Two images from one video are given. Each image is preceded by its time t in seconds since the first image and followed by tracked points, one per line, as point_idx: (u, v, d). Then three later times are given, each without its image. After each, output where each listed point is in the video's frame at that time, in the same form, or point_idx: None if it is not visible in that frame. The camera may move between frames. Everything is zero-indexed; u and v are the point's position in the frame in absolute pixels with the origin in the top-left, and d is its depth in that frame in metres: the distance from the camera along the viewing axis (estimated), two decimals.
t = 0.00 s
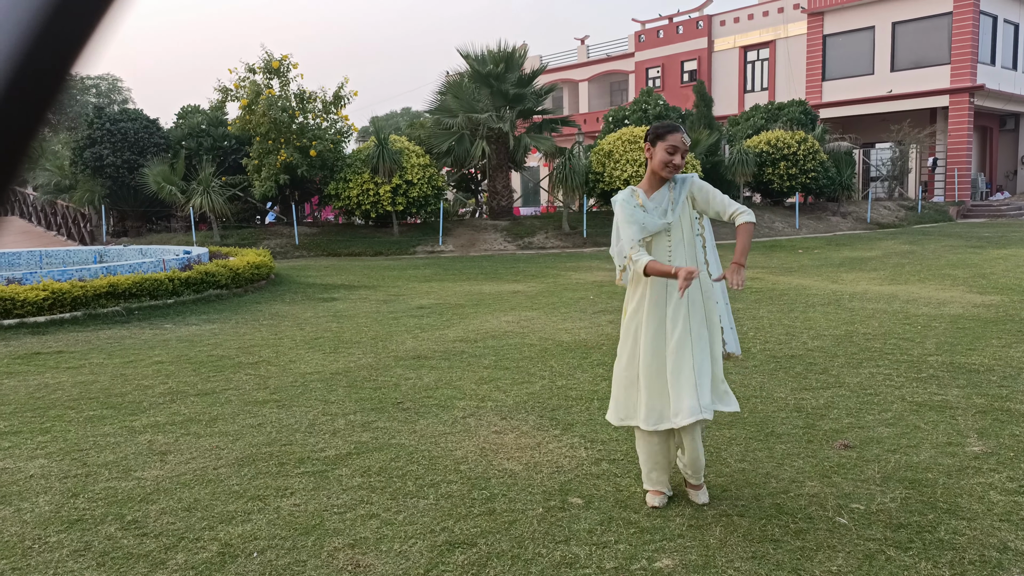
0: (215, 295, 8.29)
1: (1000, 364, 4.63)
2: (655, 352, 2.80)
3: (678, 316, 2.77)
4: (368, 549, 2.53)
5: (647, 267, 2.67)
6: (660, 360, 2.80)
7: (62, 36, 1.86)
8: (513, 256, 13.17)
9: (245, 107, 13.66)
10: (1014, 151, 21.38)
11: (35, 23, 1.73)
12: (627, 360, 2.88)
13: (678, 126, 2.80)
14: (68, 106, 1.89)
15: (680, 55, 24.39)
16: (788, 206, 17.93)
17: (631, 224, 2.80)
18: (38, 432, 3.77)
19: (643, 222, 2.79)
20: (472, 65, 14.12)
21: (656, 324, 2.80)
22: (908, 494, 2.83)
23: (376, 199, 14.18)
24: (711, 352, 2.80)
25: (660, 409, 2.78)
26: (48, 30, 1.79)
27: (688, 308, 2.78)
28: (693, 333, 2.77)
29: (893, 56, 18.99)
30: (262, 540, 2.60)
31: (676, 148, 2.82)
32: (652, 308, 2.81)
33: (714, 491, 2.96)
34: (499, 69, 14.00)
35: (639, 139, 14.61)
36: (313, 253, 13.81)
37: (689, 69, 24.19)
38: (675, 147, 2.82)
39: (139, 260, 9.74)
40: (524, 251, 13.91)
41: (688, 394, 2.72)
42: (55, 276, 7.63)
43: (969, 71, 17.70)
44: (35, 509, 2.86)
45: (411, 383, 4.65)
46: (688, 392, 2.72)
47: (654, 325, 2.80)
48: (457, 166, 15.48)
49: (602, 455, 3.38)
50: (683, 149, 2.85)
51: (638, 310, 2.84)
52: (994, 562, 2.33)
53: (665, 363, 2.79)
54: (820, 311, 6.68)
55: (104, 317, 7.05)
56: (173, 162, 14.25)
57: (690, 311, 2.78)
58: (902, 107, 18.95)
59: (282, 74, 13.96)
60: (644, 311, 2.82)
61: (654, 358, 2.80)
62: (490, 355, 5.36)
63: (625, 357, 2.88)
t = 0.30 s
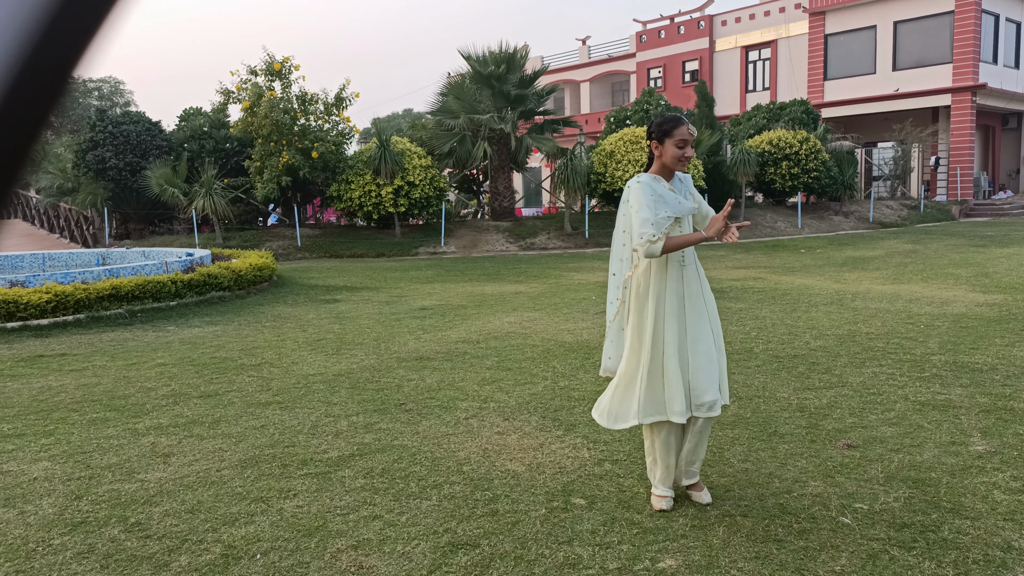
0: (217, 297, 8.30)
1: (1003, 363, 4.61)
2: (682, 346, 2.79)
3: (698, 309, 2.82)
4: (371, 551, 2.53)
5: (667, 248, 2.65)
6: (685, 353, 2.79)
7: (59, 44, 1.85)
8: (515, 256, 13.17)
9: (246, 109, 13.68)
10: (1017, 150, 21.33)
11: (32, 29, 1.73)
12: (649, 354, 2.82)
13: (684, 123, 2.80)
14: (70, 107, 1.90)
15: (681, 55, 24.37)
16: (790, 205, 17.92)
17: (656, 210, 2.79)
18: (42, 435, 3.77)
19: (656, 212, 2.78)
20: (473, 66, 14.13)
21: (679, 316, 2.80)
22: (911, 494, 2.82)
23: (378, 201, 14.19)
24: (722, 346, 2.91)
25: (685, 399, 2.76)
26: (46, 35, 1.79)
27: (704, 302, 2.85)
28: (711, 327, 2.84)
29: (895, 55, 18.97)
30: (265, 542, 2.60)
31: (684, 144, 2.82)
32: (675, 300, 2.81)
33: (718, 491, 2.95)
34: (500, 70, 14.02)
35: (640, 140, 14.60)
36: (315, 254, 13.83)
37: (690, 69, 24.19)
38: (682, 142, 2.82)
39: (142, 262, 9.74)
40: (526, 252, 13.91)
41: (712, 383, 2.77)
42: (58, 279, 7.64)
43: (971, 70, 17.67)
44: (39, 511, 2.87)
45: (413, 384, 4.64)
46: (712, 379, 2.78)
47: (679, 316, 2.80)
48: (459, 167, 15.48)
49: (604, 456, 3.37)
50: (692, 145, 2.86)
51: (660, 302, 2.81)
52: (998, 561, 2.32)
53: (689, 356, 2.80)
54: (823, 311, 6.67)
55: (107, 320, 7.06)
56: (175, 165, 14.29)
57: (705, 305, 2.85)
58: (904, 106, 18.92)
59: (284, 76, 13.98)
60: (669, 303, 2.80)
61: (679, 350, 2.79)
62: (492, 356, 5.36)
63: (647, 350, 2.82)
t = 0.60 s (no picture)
0: (223, 307, 8.33)
1: (1010, 364, 4.60)
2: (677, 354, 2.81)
3: (695, 317, 2.83)
4: (377, 559, 2.53)
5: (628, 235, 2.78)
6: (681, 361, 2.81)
7: (64, 44, 1.90)
8: (519, 263, 13.18)
9: (250, 119, 13.75)
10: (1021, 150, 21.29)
11: (36, 29, 1.77)
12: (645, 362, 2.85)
13: (676, 133, 2.79)
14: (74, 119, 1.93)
15: (683, 60, 24.41)
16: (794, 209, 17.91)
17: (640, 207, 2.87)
18: (48, 446, 3.78)
19: (637, 211, 2.84)
20: (475, 74, 14.18)
21: (675, 325, 2.82)
22: (919, 497, 2.81)
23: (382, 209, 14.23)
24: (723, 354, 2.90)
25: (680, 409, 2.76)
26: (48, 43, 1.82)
27: (703, 311, 2.85)
28: (709, 335, 2.84)
29: (897, 58, 18.96)
30: (272, 551, 2.60)
31: (679, 155, 2.82)
32: (671, 309, 2.83)
33: (724, 496, 2.94)
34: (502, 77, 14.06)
35: (642, 145, 14.62)
36: (320, 263, 13.85)
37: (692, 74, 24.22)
38: (678, 151, 2.81)
39: (147, 273, 9.76)
40: (530, 259, 13.92)
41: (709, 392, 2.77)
42: (64, 290, 7.68)
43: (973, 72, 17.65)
44: (46, 523, 2.87)
45: (419, 392, 4.64)
46: (710, 388, 2.77)
47: (675, 325, 2.82)
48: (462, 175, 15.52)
49: (610, 461, 3.37)
50: (691, 156, 2.83)
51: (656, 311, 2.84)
52: (1007, 565, 2.31)
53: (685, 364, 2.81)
54: (828, 314, 6.65)
55: (113, 331, 7.08)
56: (179, 175, 14.36)
57: (704, 314, 2.85)
58: (907, 109, 18.90)
59: (287, 86, 14.05)
60: (664, 312, 2.82)
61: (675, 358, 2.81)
62: (497, 363, 5.36)
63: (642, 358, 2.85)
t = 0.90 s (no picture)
0: (223, 307, 8.33)
1: (1010, 364, 4.60)
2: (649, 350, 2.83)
3: (672, 316, 2.79)
4: (377, 559, 2.53)
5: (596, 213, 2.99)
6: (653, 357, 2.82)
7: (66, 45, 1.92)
8: (518, 263, 13.18)
9: (249, 119, 13.74)
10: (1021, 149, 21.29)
11: (32, 28, 1.78)
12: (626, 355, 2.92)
13: (673, 131, 2.82)
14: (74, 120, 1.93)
15: (682, 60, 24.41)
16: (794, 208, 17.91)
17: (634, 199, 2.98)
18: (48, 446, 3.78)
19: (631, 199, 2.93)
20: (475, 74, 14.18)
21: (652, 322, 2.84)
22: (919, 496, 2.81)
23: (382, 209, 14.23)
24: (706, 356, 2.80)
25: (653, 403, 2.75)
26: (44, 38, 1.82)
27: (681, 309, 2.78)
28: (686, 336, 2.77)
29: (896, 57, 18.96)
30: (272, 551, 2.60)
31: (676, 151, 2.84)
32: (649, 306, 2.86)
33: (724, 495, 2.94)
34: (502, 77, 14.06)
35: (642, 145, 14.62)
36: (320, 263, 13.85)
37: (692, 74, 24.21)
38: (676, 148, 2.84)
39: (146, 274, 9.76)
40: (529, 259, 13.92)
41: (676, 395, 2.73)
42: (64, 290, 7.68)
43: (973, 71, 17.65)
44: (46, 523, 2.87)
45: (419, 392, 4.64)
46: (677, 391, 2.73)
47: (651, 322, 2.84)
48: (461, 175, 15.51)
49: (611, 461, 3.37)
50: (690, 153, 2.83)
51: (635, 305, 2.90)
52: (1007, 564, 2.31)
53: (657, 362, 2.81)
54: (828, 314, 6.65)
55: (112, 331, 7.08)
56: (179, 175, 14.36)
57: (685, 314, 2.78)
58: (906, 108, 18.90)
59: (286, 86, 14.04)
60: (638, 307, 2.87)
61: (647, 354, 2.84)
62: (498, 363, 5.37)
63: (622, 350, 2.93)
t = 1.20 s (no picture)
0: (223, 308, 8.34)
1: (1011, 361, 4.59)
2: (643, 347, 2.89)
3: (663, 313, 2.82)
4: (379, 559, 2.53)
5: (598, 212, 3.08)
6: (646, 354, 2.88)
7: (62, 45, 1.91)
8: (518, 262, 13.18)
9: (249, 120, 13.74)
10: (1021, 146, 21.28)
11: (33, 30, 1.78)
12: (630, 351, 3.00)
13: (669, 127, 2.84)
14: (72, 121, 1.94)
15: (681, 58, 24.40)
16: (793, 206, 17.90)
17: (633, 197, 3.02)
18: (49, 448, 3.79)
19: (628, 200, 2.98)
20: (474, 73, 14.18)
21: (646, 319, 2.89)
22: (920, 494, 2.81)
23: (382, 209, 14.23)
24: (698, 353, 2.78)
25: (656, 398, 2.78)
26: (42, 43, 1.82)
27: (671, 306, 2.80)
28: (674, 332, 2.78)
29: (895, 55, 18.96)
30: (273, 551, 2.60)
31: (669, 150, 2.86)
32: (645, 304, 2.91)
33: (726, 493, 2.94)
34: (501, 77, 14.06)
35: (642, 144, 14.61)
36: (320, 263, 13.85)
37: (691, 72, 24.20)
38: (672, 145, 2.86)
39: (146, 275, 9.76)
40: (530, 258, 13.92)
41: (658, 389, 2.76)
42: (64, 292, 7.68)
43: (972, 68, 17.64)
44: (47, 525, 2.88)
45: (420, 392, 4.64)
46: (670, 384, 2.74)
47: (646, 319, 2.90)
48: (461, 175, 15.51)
49: (611, 460, 3.37)
50: (684, 151, 2.85)
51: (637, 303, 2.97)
52: (1009, 561, 2.31)
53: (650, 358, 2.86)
54: (828, 312, 6.64)
55: (113, 332, 7.09)
56: (179, 177, 14.37)
57: (675, 310, 2.79)
58: (906, 105, 18.89)
59: (286, 87, 14.04)
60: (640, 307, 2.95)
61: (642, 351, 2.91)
62: (498, 362, 5.37)
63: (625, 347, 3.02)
